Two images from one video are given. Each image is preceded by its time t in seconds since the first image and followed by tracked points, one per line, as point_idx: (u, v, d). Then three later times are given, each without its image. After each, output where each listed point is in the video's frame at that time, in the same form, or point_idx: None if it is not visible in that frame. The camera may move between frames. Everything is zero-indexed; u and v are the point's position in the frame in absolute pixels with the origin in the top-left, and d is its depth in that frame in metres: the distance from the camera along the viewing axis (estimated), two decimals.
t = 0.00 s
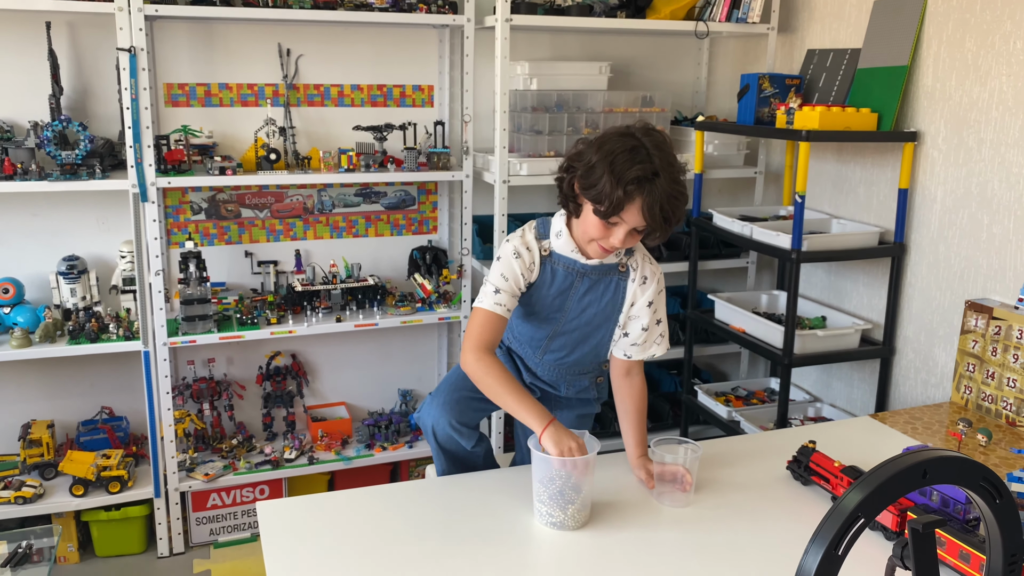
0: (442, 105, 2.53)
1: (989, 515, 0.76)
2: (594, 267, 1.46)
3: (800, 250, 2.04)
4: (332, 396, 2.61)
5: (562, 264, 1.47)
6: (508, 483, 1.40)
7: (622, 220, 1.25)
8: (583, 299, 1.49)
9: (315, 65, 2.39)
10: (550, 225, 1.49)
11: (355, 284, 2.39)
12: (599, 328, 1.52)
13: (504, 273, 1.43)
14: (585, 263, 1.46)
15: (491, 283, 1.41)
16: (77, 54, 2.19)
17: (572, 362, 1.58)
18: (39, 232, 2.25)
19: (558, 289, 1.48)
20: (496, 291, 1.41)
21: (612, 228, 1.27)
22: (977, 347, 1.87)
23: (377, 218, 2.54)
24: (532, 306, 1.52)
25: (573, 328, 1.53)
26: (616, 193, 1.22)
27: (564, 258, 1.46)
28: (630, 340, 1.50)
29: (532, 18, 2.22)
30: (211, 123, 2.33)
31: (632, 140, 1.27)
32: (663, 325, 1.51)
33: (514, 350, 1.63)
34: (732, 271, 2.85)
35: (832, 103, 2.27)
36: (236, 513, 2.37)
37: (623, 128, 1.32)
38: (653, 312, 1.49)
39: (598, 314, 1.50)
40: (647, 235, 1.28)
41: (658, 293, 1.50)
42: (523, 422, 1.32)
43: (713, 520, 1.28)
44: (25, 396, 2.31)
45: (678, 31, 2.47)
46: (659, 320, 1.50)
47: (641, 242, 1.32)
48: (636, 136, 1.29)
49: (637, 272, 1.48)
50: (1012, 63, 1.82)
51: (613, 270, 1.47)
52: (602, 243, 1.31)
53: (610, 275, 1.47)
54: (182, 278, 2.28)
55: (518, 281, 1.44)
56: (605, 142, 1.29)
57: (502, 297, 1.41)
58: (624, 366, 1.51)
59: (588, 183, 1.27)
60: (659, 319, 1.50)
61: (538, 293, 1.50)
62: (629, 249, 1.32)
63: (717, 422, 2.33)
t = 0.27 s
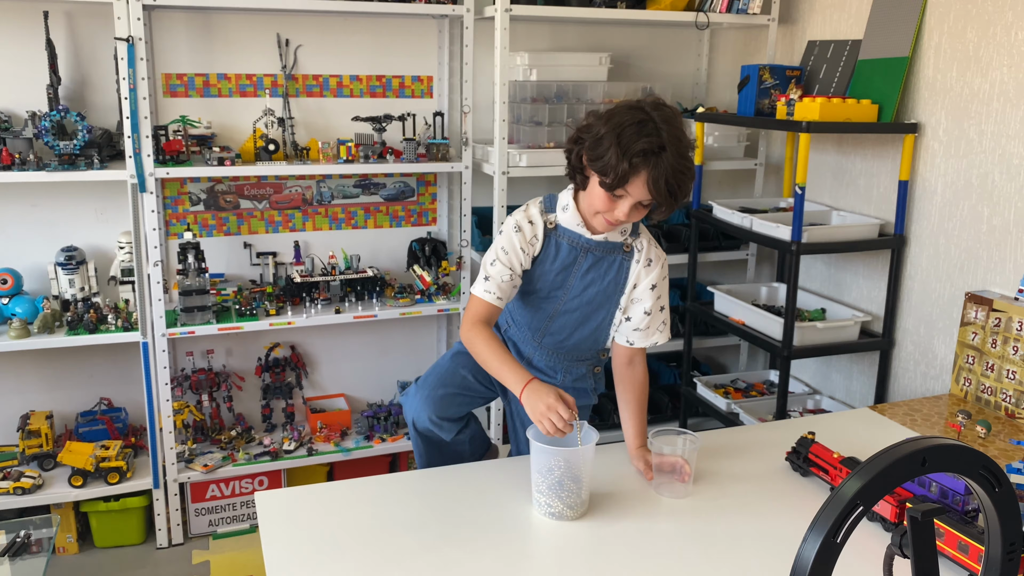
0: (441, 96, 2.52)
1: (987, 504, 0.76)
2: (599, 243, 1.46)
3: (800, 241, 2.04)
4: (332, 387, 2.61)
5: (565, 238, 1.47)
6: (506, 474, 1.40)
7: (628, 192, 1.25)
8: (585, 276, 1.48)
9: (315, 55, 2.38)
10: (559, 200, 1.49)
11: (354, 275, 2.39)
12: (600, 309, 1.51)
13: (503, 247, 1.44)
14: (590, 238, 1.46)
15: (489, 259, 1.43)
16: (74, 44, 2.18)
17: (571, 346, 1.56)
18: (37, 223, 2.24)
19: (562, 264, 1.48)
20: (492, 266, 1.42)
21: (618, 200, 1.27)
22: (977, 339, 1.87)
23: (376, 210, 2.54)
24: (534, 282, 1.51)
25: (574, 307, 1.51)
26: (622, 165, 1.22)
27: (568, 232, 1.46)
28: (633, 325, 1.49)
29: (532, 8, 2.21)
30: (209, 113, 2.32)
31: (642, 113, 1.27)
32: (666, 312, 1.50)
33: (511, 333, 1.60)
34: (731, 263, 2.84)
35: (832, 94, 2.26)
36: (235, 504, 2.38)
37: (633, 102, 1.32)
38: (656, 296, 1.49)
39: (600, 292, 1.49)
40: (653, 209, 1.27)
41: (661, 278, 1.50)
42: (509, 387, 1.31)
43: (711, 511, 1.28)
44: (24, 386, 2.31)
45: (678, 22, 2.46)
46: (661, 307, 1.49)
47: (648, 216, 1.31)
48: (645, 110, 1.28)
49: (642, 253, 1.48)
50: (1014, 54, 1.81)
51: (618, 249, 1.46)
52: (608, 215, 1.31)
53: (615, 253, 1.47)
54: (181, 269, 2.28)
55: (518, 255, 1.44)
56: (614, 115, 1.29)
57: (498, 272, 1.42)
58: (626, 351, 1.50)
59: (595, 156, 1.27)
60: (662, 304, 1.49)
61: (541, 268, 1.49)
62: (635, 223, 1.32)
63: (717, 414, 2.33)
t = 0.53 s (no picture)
0: (441, 90, 2.52)
1: (985, 498, 0.76)
2: (598, 236, 1.46)
3: (799, 236, 2.04)
4: (331, 381, 2.61)
5: (565, 232, 1.46)
6: (506, 468, 1.40)
7: (625, 180, 1.25)
8: (585, 270, 1.48)
9: (314, 49, 2.37)
10: (558, 191, 1.47)
11: (354, 270, 2.39)
12: (600, 303, 1.51)
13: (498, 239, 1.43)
14: (590, 231, 1.46)
15: (484, 254, 1.44)
16: (73, 37, 2.18)
17: (572, 345, 1.55)
18: (36, 217, 2.24)
19: (561, 258, 1.47)
20: (486, 260, 1.43)
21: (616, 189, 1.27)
22: (976, 333, 1.87)
23: (376, 204, 2.54)
24: (533, 279, 1.50)
25: (575, 303, 1.51)
26: (619, 153, 1.22)
27: (567, 225, 1.46)
28: (632, 318, 1.50)
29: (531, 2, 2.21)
30: (209, 107, 2.32)
31: (642, 102, 1.27)
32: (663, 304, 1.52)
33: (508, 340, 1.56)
34: (730, 257, 2.85)
35: (832, 89, 2.26)
36: (234, 498, 2.38)
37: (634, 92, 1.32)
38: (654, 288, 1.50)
39: (600, 286, 1.49)
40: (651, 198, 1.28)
41: (658, 271, 1.52)
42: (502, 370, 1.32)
43: (710, 505, 1.29)
44: (23, 380, 2.31)
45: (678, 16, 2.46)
46: (660, 300, 1.51)
47: (646, 206, 1.31)
48: (646, 100, 1.28)
49: (640, 246, 1.49)
50: (1014, 49, 1.81)
51: (616, 242, 1.47)
52: (606, 203, 1.31)
53: (614, 246, 1.48)
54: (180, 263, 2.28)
55: (513, 248, 1.44)
56: (614, 104, 1.29)
57: (492, 267, 1.42)
58: (626, 346, 1.51)
59: (594, 145, 1.27)
60: (660, 297, 1.51)
61: (541, 263, 1.48)
62: (634, 212, 1.32)
63: (715, 409, 2.33)
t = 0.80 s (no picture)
0: (439, 86, 2.52)
1: (980, 493, 0.76)
2: (578, 227, 1.46)
3: (797, 232, 2.04)
4: (330, 377, 2.61)
5: (546, 222, 1.46)
6: (503, 464, 1.41)
7: (604, 164, 1.25)
8: (567, 262, 1.48)
9: (312, 45, 2.37)
10: (538, 182, 1.47)
11: (352, 266, 2.39)
12: (583, 295, 1.50)
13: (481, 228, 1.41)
14: (570, 222, 1.45)
15: (467, 242, 1.41)
16: (71, 33, 2.18)
17: (558, 338, 1.54)
18: (34, 213, 2.24)
19: (542, 250, 1.47)
20: (470, 249, 1.40)
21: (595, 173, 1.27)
22: (972, 330, 1.88)
23: (374, 200, 2.54)
24: (515, 272, 1.48)
25: (558, 296, 1.50)
26: (596, 137, 1.22)
27: (548, 216, 1.45)
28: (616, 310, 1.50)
29: None
30: (207, 104, 2.32)
31: (616, 86, 1.27)
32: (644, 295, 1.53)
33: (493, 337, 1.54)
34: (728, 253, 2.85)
35: (830, 85, 2.26)
36: (232, 495, 2.38)
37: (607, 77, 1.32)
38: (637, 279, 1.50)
39: (582, 278, 1.49)
40: (631, 181, 1.28)
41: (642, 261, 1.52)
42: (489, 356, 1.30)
43: (707, 501, 1.29)
44: (22, 377, 2.31)
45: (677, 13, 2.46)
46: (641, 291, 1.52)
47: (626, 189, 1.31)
48: (619, 83, 1.28)
49: (620, 237, 1.49)
50: (1011, 46, 1.81)
51: (596, 233, 1.47)
52: (586, 189, 1.31)
53: (593, 237, 1.47)
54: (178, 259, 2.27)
55: (495, 238, 1.42)
56: (588, 90, 1.29)
57: (475, 256, 1.40)
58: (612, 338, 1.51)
59: (570, 131, 1.27)
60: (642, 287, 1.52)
61: (521, 255, 1.47)
62: (614, 196, 1.32)
63: (713, 405, 2.34)
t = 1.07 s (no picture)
0: (436, 84, 2.51)
1: (975, 490, 0.77)
2: (556, 218, 1.46)
3: (794, 230, 2.05)
4: (327, 375, 2.61)
5: (524, 216, 1.45)
6: (500, 461, 1.41)
7: (574, 152, 1.25)
8: (548, 254, 1.47)
9: (309, 43, 2.37)
10: (512, 177, 1.47)
11: (349, 264, 2.39)
12: (566, 286, 1.50)
13: (459, 228, 1.40)
14: (547, 214, 1.46)
15: (444, 241, 1.40)
16: (67, 31, 2.17)
17: (546, 331, 1.53)
18: (31, 211, 2.24)
19: (523, 245, 1.46)
20: (447, 247, 1.39)
21: (567, 162, 1.27)
22: (970, 327, 1.88)
23: (371, 198, 2.54)
24: (498, 269, 1.47)
25: (543, 289, 1.49)
26: (563, 124, 1.22)
27: (526, 210, 1.45)
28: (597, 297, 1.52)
29: None
30: (204, 101, 2.31)
31: (575, 75, 1.27)
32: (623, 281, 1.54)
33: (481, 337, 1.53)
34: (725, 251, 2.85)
35: (828, 83, 2.26)
36: (230, 492, 2.38)
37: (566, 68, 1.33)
38: (616, 264, 1.52)
39: (565, 269, 1.49)
40: (602, 166, 1.28)
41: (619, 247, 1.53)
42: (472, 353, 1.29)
43: (703, 498, 1.30)
44: (19, 375, 2.31)
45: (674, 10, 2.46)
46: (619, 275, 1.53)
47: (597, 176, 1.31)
48: (579, 72, 1.29)
49: (596, 225, 1.50)
50: (1008, 44, 1.81)
51: (573, 222, 1.48)
52: (558, 179, 1.31)
53: (571, 227, 1.48)
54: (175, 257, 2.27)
55: (473, 235, 1.41)
56: (550, 81, 1.29)
57: (453, 254, 1.39)
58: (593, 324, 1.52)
59: (536, 123, 1.27)
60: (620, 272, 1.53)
61: (502, 251, 1.46)
62: (587, 184, 1.32)
63: (711, 403, 2.34)
